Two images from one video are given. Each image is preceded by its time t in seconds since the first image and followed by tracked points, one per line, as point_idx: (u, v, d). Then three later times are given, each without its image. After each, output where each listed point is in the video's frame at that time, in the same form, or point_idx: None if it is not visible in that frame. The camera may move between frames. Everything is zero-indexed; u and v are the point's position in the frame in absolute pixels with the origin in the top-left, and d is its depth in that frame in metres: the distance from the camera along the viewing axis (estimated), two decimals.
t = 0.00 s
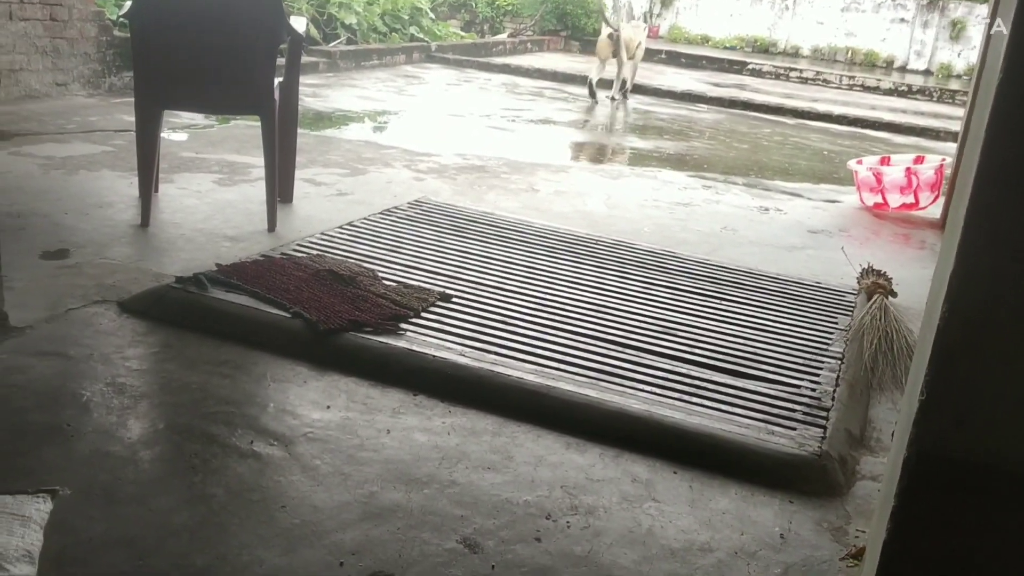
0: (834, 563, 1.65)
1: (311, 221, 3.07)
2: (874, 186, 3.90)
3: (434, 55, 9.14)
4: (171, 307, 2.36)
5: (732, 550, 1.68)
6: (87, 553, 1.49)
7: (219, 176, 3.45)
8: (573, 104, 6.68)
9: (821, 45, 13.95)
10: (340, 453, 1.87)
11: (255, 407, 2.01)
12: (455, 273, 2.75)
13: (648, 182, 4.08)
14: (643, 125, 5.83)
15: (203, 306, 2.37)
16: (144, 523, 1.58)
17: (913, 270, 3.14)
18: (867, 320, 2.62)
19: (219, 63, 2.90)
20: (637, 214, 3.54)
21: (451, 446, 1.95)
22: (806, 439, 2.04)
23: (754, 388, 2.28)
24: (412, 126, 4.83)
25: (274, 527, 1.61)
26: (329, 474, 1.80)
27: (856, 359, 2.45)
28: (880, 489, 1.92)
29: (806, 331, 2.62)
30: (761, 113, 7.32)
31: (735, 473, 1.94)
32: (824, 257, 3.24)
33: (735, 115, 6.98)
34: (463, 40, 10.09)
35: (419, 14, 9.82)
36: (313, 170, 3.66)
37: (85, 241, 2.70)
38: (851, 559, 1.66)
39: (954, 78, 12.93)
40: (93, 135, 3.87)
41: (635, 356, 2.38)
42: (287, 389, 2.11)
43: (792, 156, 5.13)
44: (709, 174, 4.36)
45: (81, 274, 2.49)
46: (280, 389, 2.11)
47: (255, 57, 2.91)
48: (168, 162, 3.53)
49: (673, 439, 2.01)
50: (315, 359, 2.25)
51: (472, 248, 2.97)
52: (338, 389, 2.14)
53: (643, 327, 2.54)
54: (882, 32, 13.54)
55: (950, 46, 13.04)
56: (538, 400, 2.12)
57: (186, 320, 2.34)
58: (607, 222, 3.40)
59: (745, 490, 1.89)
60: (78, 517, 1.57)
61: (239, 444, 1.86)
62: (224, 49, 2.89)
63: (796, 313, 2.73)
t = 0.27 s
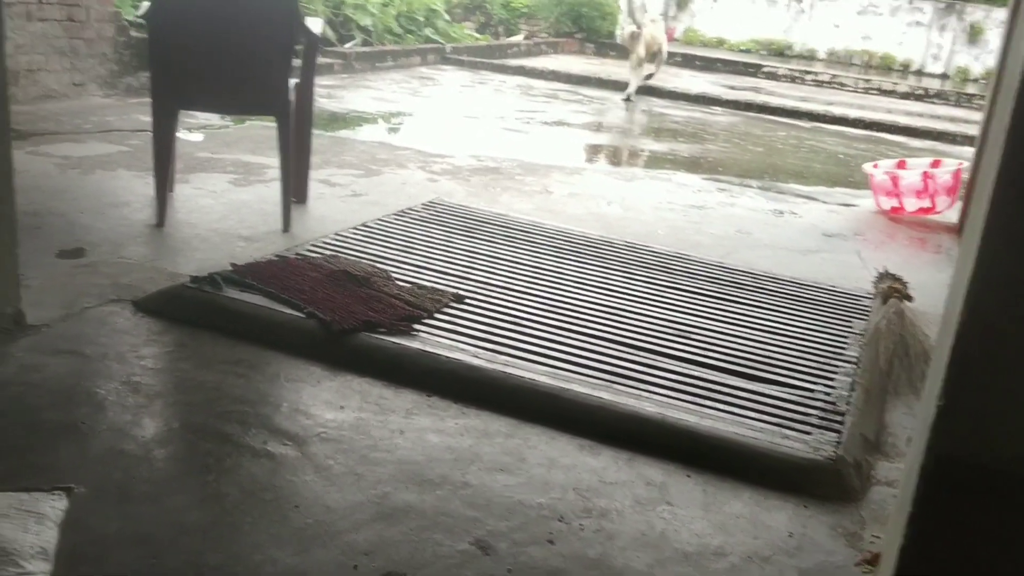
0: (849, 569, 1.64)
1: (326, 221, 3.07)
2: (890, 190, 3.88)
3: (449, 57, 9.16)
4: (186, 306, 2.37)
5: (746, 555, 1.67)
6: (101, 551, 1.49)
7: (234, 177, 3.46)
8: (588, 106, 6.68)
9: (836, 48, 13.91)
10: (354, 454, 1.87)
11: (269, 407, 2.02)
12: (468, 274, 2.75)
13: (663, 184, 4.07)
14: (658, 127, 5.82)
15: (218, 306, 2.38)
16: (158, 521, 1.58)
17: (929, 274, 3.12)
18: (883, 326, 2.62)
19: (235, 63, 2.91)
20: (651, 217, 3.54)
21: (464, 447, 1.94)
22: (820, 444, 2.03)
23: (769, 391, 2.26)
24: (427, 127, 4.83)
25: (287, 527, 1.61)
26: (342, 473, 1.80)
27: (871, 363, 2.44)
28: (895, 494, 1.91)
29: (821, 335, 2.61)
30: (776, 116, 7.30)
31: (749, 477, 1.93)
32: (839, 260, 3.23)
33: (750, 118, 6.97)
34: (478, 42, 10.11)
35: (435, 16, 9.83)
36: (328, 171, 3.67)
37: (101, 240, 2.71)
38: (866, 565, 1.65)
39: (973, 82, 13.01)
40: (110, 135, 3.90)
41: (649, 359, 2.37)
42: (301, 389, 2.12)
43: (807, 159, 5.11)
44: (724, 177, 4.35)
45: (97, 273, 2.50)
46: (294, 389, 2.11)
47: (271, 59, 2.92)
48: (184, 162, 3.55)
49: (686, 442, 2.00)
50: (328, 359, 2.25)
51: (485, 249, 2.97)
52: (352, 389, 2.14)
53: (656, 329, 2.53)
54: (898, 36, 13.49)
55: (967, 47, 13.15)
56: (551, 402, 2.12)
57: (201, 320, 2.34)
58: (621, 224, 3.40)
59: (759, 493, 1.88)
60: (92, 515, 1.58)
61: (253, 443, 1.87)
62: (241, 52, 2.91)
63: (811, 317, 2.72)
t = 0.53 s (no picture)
0: None
1: (347, 235, 3.09)
2: (913, 209, 3.86)
3: (471, 72, 9.21)
4: (207, 319, 2.39)
5: None
6: (121, 562, 1.50)
7: (256, 191, 3.49)
8: (609, 122, 6.68)
9: (859, 65, 13.93)
10: (372, 469, 1.88)
11: (289, 420, 2.02)
12: (487, 290, 2.75)
13: (683, 201, 4.07)
14: (679, 144, 5.81)
15: (239, 319, 2.39)
16: (177, 534, 1.59)
17: (952, 293, 3.09)
18: (904, 344, 2.58)
19: (258, 77, 2.94)
20: (672, 233, 3.53)
21: (482, 464, 1.94)
22: (841, 464, 2.01)
23: (789, 411, 2.24)
24: (448, 142, 4.85)
25: (305, 541, 1.61)
26: (360, 488, 1.80)
27: (893, 383, 2.41)
28: (917, 516, 1.89)
29: (842, 354, 2.59)
30: (798, 133, 7.27)
31: (768, 497, 1.91)
32: (861, 279, 3.21)
33: (771, 135, 6.95)
34: (500, 58, 10.16)
35: (457, 32, 9.87)
36: (349, 185, 3.69)
37: (125, 252, 2.74)
38: None
39: (996, 100, 12.83)
40: (135, 149, 3.94)
41: (668, 377, 2.36)
42: (320, 403, 2.12)
43: (829, 177, 5.09)
44: (745, 195, 4.34)
45: (120, 285, 2.53)
46: (313, 402, 2.12)
47: (294, 74, 2.95)
48: (208, 176, 3.58)
49: (705, 461, 1.99)
50: (348, 373, 2.26)
51: (505, 264, 2.98)
52: (370, 404, 2.14)
53: (676, 347, 2.52)
54: (922, 53, 13.46)
55: (990, 65, 13.01)
56: (569, 419, 2.11)
57: (222, 333, 2.36)
58: (641, 241, 3.39)
59: (779, 514, 1.86)
60: (113, 526, 1.59)
61: (272, 457, 1.88)
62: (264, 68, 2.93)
63: (832, 336, 2.70)
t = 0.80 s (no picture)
0: None
1: (347, 261, 3.10)
2: (912, 233, 3.86)
3: (470, 98, 9.27)
4: (206, 345, 2.38)
5: None
6: None
7: (256, 216, 3.50)
8: (607, 147, 6.72)
9: (856, 89, 14.08)
10: (370, 496, 1.86)
11: (287, 448, 2.01)
12: (488, 315, 2.75)
13: (682, 226, 4.08)
14: (678, 169, 5.84)
15: (238, 345, 2.39)
16: (173, 563, 1.58)
17: (952, 318, 3.09)
18: (905, 369, 2.57)
19: (258, 104, 2.95)
20: (671, 258, 3.54)
21: (481, 491, 1.93)
22: (843, 491, 1.99)
23: (791, 437, 2.23)
24: (447, 168, 4.87)
25: (302, 569, 1.60)
26: (359, 516, 1.79)
27: (895, 408, 2.40)
28: (920, 543, 1.87)
29: (843, 379, 2.58)
30: (796, 158, 7.30)
31: (771, 525, 1.89)
32: (861, 304, 3.20)
33: (770, 160, 6.98)
34: (499, 84, 10.22)
35: (457, 58, 9.93)
36: (349, 211, 3.70)
37: (125, 278, 2.74)
38: None
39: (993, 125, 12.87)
40: (135, 175, 3.95)
41: (669, 403, 2.34)
42: (319, 430, 2.11)
43: (828, 201, 5.10)
44: (744, 219, 4.34)
45: (120, 311, 2.53)
46: (312, 430, 2.11)
47: (293, 99, 2.96)
48: (208, 202, 3.59)
49: (707, 487, 1.97)
50: (347, 399, 2.25)
51: (505, 289, 2.98)
52: (369, 431, 2.13)
53: (677, 372, 2.51)
54: (918, 78, 13.57)
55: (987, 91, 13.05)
56: (569, 445, 2.10)
57: (221, 359, 2.35)
58: (640, 265, 3.40)
59: (781, 541, 1.85)
60: (108, 555, 1.58)
61: (270, 484, 1.86)
62: (266, 93, 2.95)
63: (833, 361, 2.69)
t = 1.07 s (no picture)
0: None
1: (337, 290, 3.09)
2: (900, 259, 3.88)
3: (461, 126, 9.32)
4: (195, 375, 2.37)
5: None
6: None
7: (246, 245, 3.49)
8: (597, 175, 6.75)
9: (843, 117, 14.29)
10: (360, 527, 1.85)
11: (277, 478, 2.00)
12: (478, 343, 2.75)
13: (672, 253, 4.09)
14: (667, 196, 5.87)
15: (227, 375, 2.37)
16: None
17: (941, 344, 3.10)
18: (895, 395, 2.57)
19: (249, 133, 2.96)
20: (662, 285, 3.55)
21: (472, 521, 1.91)
22: (835, 518, 1.99)
23: (782, 464, 2.22)
24: (438, 196, 4.89)
25: None
26: (349, 548, 1.77)
27: (885, 435, 2.39)
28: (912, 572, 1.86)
29: (834, 406, 2.57)
30: (784, 185, 7.35)
31: (763, 553, 1.88)
32: (851, 330, 3.22)
33: (758, 187, 7.02)
34: (490, 113, 10.28)
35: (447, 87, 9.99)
36: (339, 239, 3.70)
37: (113, 308, 2.73)
38: None
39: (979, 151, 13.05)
40: (125, 204, 3.95)
41: (659, 430, 2.34)
42: (309, 460, 2.10)
43: (816, 228, 5.13)
44: (734, 246, 4.36)
45: (109, 341, 2.51)
46: (301, 460, 2.09)
47: (283, 129, 2.97)
48: (198, 231, 3.59)
49: (698, 515, 1.96)
50: (336, 429, 2.24)
51: (495, 317, 2.98)
52: (359, 461, 2.12)
53: (667, 400, 2.51)
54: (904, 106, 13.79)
55: (973, 119, 13.30)
56: (560, 473, 2.09)
57: (209, 389, 2.34)
58: (631, 292, 3.41)
59: (774, 571, 1.83)
60: None
61: (258, 515, 1.85)
62: (258, 121, 2.96)
63: (823, 387, 2.69)
